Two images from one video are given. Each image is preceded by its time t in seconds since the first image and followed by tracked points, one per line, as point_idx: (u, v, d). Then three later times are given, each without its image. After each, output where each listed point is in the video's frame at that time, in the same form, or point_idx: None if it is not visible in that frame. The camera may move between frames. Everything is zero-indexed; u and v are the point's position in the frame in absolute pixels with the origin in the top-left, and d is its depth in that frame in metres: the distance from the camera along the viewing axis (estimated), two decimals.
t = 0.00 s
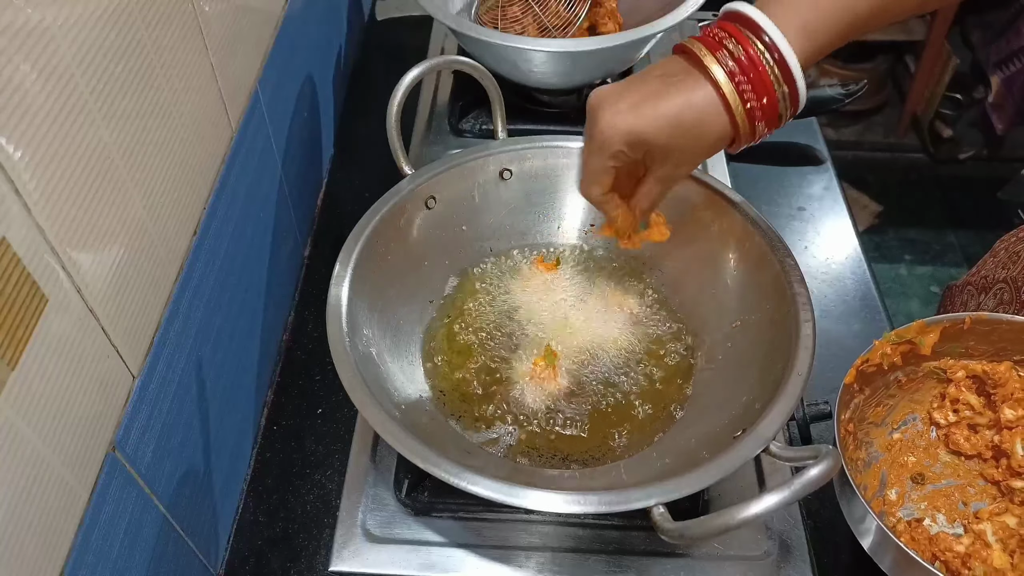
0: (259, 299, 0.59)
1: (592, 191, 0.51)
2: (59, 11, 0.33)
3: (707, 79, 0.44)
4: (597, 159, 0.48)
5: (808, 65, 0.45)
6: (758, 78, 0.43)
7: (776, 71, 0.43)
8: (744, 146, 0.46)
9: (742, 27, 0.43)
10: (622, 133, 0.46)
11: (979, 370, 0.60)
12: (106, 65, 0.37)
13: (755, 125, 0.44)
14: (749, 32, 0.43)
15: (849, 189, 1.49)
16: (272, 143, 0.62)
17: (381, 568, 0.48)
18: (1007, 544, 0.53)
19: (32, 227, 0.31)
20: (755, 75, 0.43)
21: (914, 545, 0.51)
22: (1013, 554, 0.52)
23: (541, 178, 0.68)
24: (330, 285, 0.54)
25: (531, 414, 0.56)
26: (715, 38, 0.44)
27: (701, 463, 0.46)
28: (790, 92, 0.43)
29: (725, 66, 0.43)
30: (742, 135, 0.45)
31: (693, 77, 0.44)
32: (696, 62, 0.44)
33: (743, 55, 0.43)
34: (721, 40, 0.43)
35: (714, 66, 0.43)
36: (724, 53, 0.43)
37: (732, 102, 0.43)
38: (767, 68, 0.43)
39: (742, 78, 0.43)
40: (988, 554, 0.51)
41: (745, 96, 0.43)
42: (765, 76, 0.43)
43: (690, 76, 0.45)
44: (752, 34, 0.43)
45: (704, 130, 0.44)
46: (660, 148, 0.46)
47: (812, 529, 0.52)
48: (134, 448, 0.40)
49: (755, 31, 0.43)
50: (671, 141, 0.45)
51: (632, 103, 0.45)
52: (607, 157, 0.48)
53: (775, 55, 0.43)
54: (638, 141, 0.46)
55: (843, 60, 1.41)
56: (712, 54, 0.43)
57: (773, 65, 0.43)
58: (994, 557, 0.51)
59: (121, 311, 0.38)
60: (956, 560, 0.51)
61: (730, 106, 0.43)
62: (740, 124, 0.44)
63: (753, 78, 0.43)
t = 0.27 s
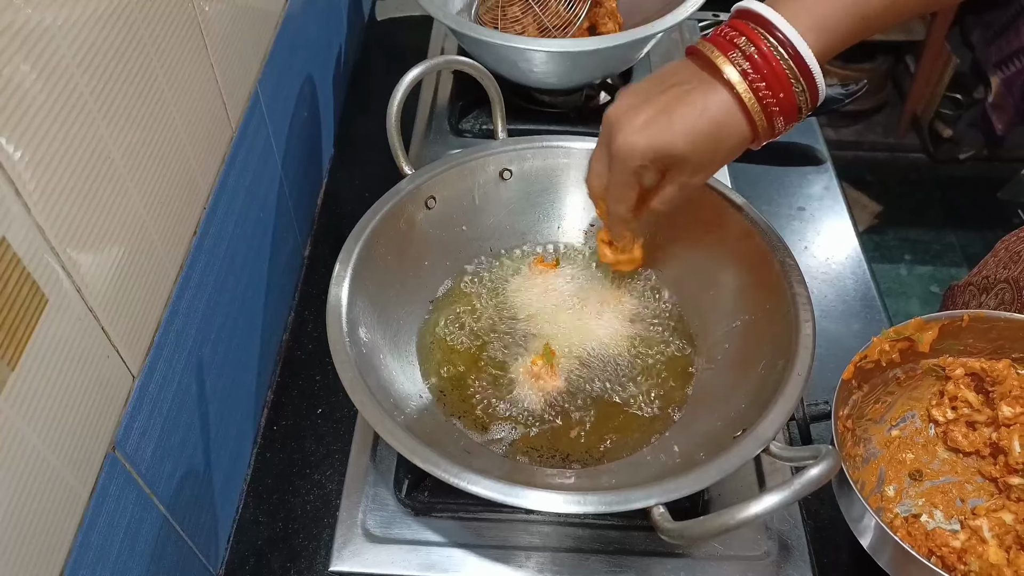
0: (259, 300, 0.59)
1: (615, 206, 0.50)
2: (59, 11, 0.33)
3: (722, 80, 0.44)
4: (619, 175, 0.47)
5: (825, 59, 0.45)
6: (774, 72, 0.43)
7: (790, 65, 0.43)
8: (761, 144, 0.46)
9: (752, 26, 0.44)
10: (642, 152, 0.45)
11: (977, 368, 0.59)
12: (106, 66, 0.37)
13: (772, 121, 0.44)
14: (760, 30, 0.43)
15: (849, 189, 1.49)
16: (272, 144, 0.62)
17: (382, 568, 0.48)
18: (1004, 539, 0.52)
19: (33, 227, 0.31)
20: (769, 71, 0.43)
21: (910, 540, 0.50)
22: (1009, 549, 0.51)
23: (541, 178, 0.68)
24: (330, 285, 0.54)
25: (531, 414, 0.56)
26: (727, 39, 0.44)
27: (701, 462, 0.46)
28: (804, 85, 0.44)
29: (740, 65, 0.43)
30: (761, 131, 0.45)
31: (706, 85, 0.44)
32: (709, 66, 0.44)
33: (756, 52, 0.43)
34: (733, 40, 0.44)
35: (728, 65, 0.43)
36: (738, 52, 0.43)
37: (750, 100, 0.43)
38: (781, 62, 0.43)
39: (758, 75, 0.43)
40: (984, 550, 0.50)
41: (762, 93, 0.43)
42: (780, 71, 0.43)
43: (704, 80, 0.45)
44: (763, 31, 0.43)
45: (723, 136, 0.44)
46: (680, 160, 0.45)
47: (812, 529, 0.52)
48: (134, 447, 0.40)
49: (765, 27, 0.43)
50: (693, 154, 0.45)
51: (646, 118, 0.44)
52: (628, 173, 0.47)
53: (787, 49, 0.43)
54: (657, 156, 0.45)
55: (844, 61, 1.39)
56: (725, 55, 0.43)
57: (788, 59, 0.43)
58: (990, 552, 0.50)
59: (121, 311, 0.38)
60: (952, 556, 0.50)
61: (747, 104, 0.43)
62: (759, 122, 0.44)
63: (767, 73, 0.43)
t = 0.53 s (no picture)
0: (259, 300, 0.59)
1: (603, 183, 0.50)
2: (59, 11, 0.33)
3: (731, 60, 0.42)
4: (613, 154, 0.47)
5: (833, 47, 0.44)
6: (784, 54, 0.41)
7: (801, 49, 0.42)
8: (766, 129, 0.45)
9: (762, 10, 0.43)
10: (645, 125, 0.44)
11: (976, 365, 0.60)
12: (106, 66, 0.37)
13: (781, 104, 0.43)
14: (771, 13, 0.42)
15: (849, 189, 1.49)
16: (272, 144, 0.62)
17: (381, 568, 0.48)
18: (1000, 536, 0.52)
19: (33, 227, 0.31)
20: (781, 51, 0.41)
21: (906, 536, 0.50)
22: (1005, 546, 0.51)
23: (541, 178, 0.68)
24: (330, 285, 0.54)
25: (531, 414, 0.56)
26: (738, 20, 0.42)
27: (701, 462, 0.46)
28: (812, 70, 0.43)
29: (750, 43, 0.41)
30: (768, 114, 0.43)
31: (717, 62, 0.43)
32: (718, 44, 0.43)
33: (768, 32, 0.41)
34: (744, 21, 0.42)
35: (739, 44, 0.41)
36: (749, 31, 0.42)
37: (760, 80, 0.42)
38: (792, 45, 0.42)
39: (769, 55, 0.41)
40: (981, 546, 0.50)
41: (771, 73, 0.41)
42: (791, 54, 0.41)
43: (713, 60, 0.43)
44: (774, 13, 0.42)
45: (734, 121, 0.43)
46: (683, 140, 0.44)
47: (812, 528, 0.52)
48: (134, 447, 0.40)
49: (776, 11, 0.42)
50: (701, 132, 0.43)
51: (648, 100, 0.44)
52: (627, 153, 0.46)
53: (799, 33, 0.42)
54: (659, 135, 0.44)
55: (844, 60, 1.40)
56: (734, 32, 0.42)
57: (797, 42, 0.42)
58: (987, 550, 0.50)
59: (121, 311, 0.38)
60: (948, 552, 0.50)
61: (757, 84, 0.42)
62: (767, 103, 0.42)
63: (778, 54, 0.41)
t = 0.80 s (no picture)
0: (259, 301, 0.59)
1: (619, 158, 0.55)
2: (59, 11, 0.33)
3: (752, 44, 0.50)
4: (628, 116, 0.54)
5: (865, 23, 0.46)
6: (802, 47, 0.50)
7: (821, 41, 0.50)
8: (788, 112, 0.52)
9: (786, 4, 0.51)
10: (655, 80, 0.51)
11: (972, 356, 0.60)
12: (106, 66, 0.37)
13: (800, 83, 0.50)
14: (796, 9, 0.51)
15: (849, 189, 1.49)
16: (272, 144, 0.62)
17: (381, 568, 0.48)
18: (992, 524, 0.52)
19: (32, 227, 0.31)
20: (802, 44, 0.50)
21: (900, 521, 0.50)
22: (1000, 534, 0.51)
23: (541, 178, 0.68)
24: (330, 285, 0.53)
25: (531, 413, 0.56)
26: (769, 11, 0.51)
27: (701, 462, 0.46)
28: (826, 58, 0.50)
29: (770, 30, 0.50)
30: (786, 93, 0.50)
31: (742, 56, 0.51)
32: (738, 33, 0.51)
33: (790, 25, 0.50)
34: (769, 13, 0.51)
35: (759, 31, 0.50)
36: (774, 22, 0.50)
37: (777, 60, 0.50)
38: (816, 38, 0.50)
39: (790, 44, 0.50)
40: (973, 532, 0.50)
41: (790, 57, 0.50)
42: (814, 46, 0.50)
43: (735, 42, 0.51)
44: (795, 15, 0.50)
45: (740, 93, 0.51)
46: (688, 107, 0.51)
47: (812, 528, 0.52)
48: (134, 447, 0.40)
49: (802, 9, 0.51)
50: (711, 105, 0.50)
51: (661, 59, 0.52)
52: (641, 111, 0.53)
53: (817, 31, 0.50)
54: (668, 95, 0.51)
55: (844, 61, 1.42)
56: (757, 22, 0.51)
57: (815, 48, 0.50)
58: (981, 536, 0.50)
59: (121, 312, 0.38)
60: (941, 537, 0.50)
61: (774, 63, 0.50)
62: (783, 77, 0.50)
63: (798, 45, 0.50)
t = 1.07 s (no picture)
0: (259, 301, 0.59)
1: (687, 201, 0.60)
2: (59, 11, 0.33)
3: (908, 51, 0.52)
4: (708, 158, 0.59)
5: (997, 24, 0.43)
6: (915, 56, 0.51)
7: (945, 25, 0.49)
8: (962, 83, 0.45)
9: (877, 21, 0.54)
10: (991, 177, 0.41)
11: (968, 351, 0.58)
12: (104, 65, 0.37)
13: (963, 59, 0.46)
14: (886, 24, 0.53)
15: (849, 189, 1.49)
16: (272, 144, 0.62)
17: (381, 568, 0.48)
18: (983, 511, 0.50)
19: (33, 227, 0.31)
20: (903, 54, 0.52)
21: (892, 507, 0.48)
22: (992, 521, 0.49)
23: (541, 178, 0.68)
24: (330, 285, 0.53)
25: (530, 413, 0.56)
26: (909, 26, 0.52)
27: (701, 462, 0.46)
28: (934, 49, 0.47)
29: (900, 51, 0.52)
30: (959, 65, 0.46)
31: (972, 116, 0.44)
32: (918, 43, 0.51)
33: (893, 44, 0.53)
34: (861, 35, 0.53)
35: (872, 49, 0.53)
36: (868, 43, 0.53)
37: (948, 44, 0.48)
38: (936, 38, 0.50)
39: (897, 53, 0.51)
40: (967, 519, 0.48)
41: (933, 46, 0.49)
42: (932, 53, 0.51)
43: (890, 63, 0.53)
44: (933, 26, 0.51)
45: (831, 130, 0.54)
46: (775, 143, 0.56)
47: (812, 529, 0.52)
48: (134, 447, 0.40)
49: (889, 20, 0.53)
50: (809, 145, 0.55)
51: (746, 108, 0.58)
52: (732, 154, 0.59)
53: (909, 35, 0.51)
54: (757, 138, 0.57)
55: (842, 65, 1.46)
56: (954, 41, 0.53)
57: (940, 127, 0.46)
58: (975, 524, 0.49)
59: (121, 312, 0.38)
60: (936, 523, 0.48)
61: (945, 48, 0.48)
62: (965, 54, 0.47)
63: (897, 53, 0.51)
